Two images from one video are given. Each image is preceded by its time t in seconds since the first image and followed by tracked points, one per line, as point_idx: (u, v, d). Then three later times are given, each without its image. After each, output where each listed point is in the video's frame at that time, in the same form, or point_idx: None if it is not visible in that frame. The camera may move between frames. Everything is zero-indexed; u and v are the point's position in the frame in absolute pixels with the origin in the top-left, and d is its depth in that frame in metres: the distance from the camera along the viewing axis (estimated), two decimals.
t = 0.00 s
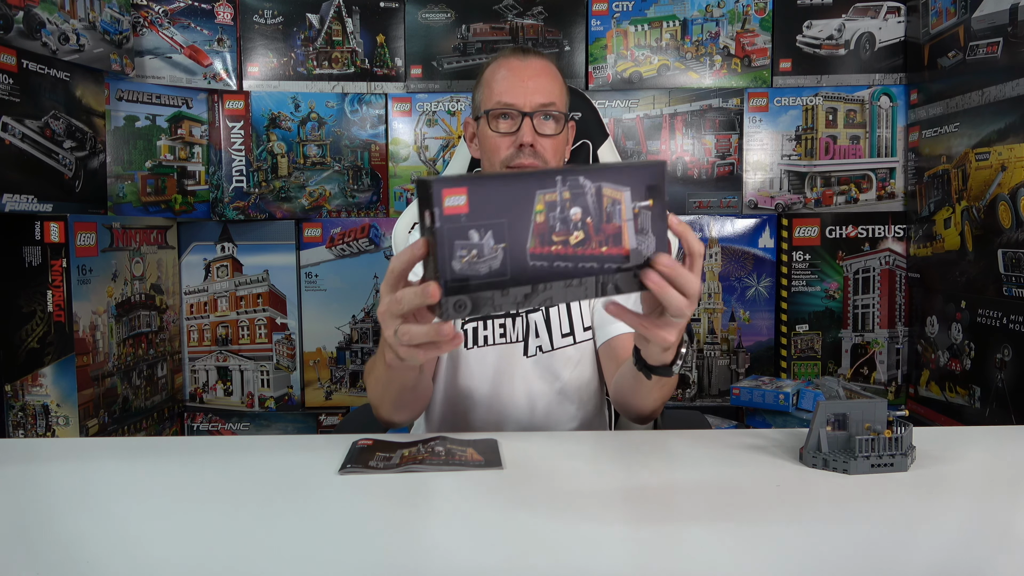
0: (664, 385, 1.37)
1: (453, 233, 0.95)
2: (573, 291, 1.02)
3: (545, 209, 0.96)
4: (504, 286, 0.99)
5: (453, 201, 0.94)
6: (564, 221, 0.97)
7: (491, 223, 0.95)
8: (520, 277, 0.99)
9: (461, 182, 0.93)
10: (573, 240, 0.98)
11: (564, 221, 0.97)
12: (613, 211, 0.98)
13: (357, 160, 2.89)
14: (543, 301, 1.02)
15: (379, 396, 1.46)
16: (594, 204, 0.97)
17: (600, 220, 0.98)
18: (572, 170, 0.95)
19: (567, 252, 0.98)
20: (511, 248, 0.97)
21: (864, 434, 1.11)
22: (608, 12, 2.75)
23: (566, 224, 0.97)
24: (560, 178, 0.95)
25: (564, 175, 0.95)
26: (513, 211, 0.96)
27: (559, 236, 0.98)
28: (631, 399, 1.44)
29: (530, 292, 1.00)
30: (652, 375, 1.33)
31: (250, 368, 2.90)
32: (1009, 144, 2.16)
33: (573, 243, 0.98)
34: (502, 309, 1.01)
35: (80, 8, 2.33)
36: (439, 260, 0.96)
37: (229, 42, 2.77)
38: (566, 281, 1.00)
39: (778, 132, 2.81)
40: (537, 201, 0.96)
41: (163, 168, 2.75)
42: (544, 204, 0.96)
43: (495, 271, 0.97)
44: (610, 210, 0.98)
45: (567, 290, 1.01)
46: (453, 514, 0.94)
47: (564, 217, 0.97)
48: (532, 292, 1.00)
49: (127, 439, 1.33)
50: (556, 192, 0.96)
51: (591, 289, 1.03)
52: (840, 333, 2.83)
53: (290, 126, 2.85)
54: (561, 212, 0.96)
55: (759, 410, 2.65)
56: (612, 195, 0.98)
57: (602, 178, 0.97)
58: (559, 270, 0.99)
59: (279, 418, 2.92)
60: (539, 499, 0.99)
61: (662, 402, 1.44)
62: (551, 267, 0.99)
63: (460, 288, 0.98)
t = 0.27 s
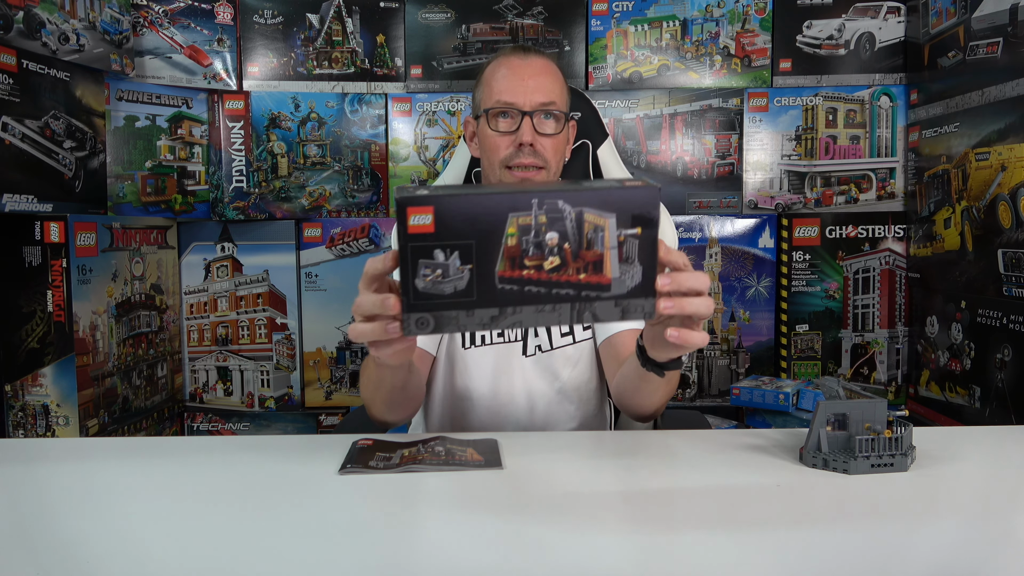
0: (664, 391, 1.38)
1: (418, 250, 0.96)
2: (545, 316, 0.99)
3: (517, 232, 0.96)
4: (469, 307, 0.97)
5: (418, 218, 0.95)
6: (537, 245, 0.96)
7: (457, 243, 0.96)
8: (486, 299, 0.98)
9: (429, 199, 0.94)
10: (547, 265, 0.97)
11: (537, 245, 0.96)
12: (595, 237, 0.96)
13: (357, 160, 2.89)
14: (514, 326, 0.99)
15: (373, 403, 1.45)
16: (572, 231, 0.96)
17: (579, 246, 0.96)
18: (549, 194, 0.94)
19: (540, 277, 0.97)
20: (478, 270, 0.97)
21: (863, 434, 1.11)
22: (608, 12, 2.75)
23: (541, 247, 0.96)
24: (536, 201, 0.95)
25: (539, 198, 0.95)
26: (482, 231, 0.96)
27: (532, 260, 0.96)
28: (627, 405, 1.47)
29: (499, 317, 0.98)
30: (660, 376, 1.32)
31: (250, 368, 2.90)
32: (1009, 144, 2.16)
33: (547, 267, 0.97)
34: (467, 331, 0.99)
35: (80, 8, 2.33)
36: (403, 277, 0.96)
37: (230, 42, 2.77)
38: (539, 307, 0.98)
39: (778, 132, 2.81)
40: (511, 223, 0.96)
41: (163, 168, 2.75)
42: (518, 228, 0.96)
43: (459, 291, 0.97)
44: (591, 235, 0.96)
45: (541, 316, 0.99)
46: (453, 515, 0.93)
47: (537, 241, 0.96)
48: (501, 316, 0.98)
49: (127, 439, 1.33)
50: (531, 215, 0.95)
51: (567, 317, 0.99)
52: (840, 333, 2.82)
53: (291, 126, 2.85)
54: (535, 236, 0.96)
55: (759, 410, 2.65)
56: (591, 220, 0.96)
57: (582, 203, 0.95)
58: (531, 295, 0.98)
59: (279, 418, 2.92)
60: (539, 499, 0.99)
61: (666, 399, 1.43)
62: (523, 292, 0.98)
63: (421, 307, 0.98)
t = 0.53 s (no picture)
0: (672, 396, 1.41)
1: (412, 272, 1.05)
2: (540, 344, 1.06)
3: (508, 256, 1.05)
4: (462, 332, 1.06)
5: (412, 241, 1.05)
6: (528, 269, 1.05)
7: (450, 266, 1.05)
8: (480, 325, 1.06)
9: (421, 223, 1.04)
10: (539, 290, 1.05)
11: (528, 269, 1.05)
12: (591, 261, 1.04)
13: (357, 160, 2.89)
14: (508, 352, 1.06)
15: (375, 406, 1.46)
16: (564, 256, 1.05)
17: (571, 272, 1.05)
18: (542, 218, 1.04)
19: (532, 303, 1.06)
20: (470, 294, 1.06)
21: (863, 434, 1.12)
22: (608, 12, 2.75)
23: (533, 271, 1.05)
24: (527, 225, 1.04)
25: (531, 221, 1.04)
26: (474, 256, 1.05)
27: (525, 285, 1.05)
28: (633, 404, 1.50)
29: (493, 343, 1.06)
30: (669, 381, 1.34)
31: (250, 368, 2.90)
32: (1009, 144, 2.16)
33: (541, 292, 1.05)
34: (461, 357, 1.07)
35: (80, 9, 2.33)
36: (398, 300, 1.06)
37: (230, 42, 2.78)
38: (533, 332, 1.06)
39: (778, 132, 2.81)
40: (504, 248, 1.05)
41: (163, 168, 2.75)
42: (510, 251, 1.05)
43: (452, 314, 1.06)
44: (585, 260, 1.04)
45: (536, 342, 1.06)
46: (453, 515, 0.93)
47: (528, 265, 1.05)
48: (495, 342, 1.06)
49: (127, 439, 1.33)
50: (523, 239, 1.05)
51: (565, 345, 1.06)
52: (840, 333, 2.82)
53: (290, 126, 2.85)
54: (525, 260, 1.05)
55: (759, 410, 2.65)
56: (585, 244, 1.04)
57: (574, 227, 1.04)
58: (524, 321, 1.06)
59: (279, 418, 2.92)
60: (539, 499, 0.99)
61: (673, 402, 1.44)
62: (516, 317, 1.06)
63: (415, 331, 1.07)
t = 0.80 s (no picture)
0: (673, 397, 1.41)
1: (410, 272, 1.05)
2: (538, 348, 1.06)
3: (508, 260, 1.06)
4: (459, 334, 1.06)
5: (411, 241, 1.05)
6: (528, 273, 1.05)
7: (450, 268, 1.06)
8: (477, 327, 1.06)
9: (420, 223, 1.05)
10: (538, 294, 1.06)
11: (528, 273, 1.05)
12: (591, 267, 1.05)
13: (357, 160, 2.88)
14: (506, 357, 1.06)
15: (375, 407, 1.46)
16: (566, 261, 1.05)
17: (570, 277, 1.05)
18: (543, 223, 1.04)
19: (530, 307, 1.06)
20: (468, 296, 1.06)
21: (863, 434, 1.12)
22: (608, 12, 2.75)
23: (533, 275, 1.05)
24: (529, 228, 1.05)
25: (532, 225, 1.04)
26: (474, 258, 1.06)
27: (525, 288, 1.05)
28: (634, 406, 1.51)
29: (490, 346, 1.06)
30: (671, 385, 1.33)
31: (250, 368, 2.90)
32: (1009, 144, 2.16)
33: (540, 296, 1.06)
34: (457, 359, 1.07)
35: (80, 9, 2.33)
36: (396, 299, 1.06)
37: (230, 42, 2.78)
38: (531, 337, 1.06)
39: (778, 132, 2.81)
40: (504, 251, 1.06)
41: (163, 168, 2.75)
42: (510, 254, 1.06)
43: (450, 316, 1.06)
44: (585, 265, 1.05)
45: (533, 347, 1.06)
46: (454, 515, 0.94)
47: (528, 268, 1.05)
48: (492, 345, 1.06)
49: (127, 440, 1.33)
50: (524, 242, 1.05)
51: (563, 350, 1.07)
52: (840, 333, 2.82)
53: (290, 126, 2.85)
54: (525, 263, 1.05)
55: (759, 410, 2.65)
56: (587, 250, 1.04)
57: (577, 231, 1.04)
58: (523, 324, 1.06)
59: (279, 418, 2.92)
60: (539, 499, 0.99)
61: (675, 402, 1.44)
62: (515, 321, 1.06)
63: (412, 332, 1.06)
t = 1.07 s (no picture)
0: (672, 395, 1.40)
1: (406, 265, 1.05)
2: (533, 345, 1.07)
3: (504, 256, 1.05)
4: (454, 329, 1.06)
5: (407, 234, 1.05)
6: (525, 270, 1.05)
7: (446, 263, 1.05)
8: (472, 323, 1.06)
9: (418, 217, 1.04)
10: (534, 291, 1.06)
11: (524, 269, 1.05)
12: (588, 265, 1.05)
13: (357, 160, 2.89)
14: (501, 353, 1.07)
15: (374, 403, 1.47)
16: (563, 260, 1.05)
17: (567, 275, 1.05)
18: (541, 220, 1.03)
19: (526, 303, 1.06)
20: (464, 291, 1.06)
21: (863, 434, 1.12)
22: (608, 12, 2.75)
23: (530, 271, 1.05)
24: (527, 225, 1.04)
25: (530, 222, 1.04)
26: (470, 253, 1.05)
27: (521, 285, 1.05)
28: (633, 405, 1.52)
29: (484, 341, 1.07)
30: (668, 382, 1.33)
31: (250, 368, 2.90)
32: (1009, 144, 2.16)
33: (536, 293, 1.06)
34: (451, 353, 1.08)
35: (80, 9, 2.33)
36: (392, 293, 1.06)
37: (230, 42, 2.78)
38: (526, 335, 1.06)
39: (778, 132, 2.81)
40: (501, 247, 1.05)
41: (163, 168, 2.75)
42: (508, 250, 1.05)
43: (445, 310, 1.06)
44: (582, 263, 1.05)
45: (527, 344, 1.07)
46: (454, 515, 0.93)
47: (525, 265, 1.05)
48: (487, 340, 1.07)
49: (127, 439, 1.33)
50: (522, 239, 1.05)
51: (558, 347, 1.07)
52: (840, 333, 2.83)
53: (290, 126, 2.85)
54: (522, 260, 1.05)
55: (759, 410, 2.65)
56: (584, 248, 1.04)
57: (575, 230, 1.04)
58: (518, 320, 1.06)
59: (279, 418, 2.92)
60: (539, 499, 0.99)
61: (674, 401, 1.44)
62: (510, 317, 1.06)
63: (407, 325, 1.07)
